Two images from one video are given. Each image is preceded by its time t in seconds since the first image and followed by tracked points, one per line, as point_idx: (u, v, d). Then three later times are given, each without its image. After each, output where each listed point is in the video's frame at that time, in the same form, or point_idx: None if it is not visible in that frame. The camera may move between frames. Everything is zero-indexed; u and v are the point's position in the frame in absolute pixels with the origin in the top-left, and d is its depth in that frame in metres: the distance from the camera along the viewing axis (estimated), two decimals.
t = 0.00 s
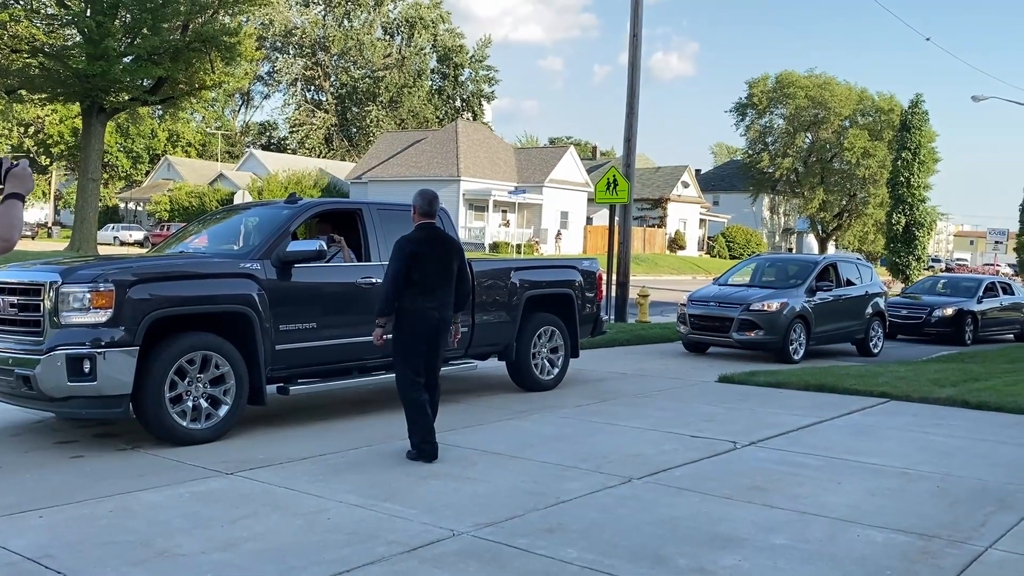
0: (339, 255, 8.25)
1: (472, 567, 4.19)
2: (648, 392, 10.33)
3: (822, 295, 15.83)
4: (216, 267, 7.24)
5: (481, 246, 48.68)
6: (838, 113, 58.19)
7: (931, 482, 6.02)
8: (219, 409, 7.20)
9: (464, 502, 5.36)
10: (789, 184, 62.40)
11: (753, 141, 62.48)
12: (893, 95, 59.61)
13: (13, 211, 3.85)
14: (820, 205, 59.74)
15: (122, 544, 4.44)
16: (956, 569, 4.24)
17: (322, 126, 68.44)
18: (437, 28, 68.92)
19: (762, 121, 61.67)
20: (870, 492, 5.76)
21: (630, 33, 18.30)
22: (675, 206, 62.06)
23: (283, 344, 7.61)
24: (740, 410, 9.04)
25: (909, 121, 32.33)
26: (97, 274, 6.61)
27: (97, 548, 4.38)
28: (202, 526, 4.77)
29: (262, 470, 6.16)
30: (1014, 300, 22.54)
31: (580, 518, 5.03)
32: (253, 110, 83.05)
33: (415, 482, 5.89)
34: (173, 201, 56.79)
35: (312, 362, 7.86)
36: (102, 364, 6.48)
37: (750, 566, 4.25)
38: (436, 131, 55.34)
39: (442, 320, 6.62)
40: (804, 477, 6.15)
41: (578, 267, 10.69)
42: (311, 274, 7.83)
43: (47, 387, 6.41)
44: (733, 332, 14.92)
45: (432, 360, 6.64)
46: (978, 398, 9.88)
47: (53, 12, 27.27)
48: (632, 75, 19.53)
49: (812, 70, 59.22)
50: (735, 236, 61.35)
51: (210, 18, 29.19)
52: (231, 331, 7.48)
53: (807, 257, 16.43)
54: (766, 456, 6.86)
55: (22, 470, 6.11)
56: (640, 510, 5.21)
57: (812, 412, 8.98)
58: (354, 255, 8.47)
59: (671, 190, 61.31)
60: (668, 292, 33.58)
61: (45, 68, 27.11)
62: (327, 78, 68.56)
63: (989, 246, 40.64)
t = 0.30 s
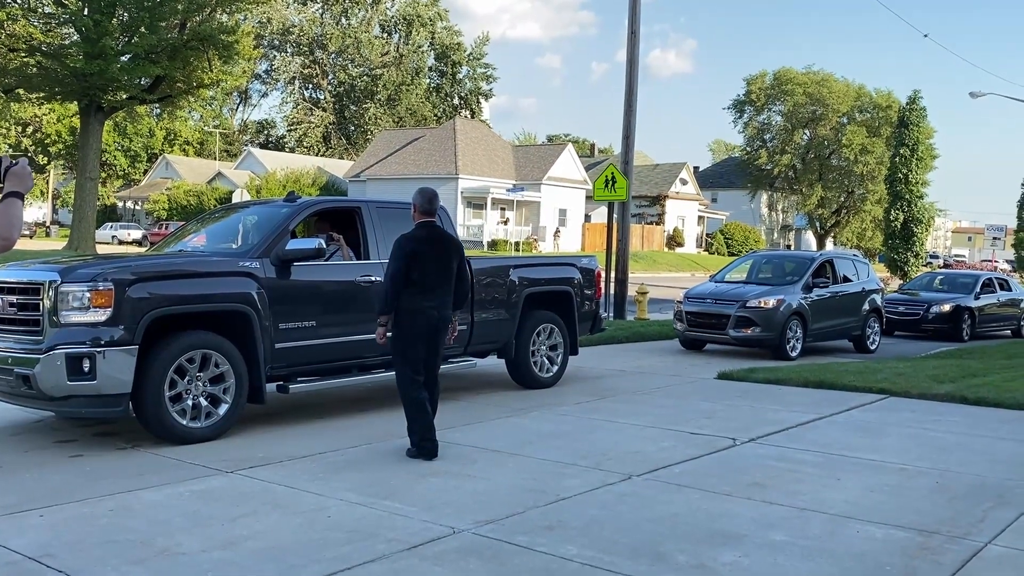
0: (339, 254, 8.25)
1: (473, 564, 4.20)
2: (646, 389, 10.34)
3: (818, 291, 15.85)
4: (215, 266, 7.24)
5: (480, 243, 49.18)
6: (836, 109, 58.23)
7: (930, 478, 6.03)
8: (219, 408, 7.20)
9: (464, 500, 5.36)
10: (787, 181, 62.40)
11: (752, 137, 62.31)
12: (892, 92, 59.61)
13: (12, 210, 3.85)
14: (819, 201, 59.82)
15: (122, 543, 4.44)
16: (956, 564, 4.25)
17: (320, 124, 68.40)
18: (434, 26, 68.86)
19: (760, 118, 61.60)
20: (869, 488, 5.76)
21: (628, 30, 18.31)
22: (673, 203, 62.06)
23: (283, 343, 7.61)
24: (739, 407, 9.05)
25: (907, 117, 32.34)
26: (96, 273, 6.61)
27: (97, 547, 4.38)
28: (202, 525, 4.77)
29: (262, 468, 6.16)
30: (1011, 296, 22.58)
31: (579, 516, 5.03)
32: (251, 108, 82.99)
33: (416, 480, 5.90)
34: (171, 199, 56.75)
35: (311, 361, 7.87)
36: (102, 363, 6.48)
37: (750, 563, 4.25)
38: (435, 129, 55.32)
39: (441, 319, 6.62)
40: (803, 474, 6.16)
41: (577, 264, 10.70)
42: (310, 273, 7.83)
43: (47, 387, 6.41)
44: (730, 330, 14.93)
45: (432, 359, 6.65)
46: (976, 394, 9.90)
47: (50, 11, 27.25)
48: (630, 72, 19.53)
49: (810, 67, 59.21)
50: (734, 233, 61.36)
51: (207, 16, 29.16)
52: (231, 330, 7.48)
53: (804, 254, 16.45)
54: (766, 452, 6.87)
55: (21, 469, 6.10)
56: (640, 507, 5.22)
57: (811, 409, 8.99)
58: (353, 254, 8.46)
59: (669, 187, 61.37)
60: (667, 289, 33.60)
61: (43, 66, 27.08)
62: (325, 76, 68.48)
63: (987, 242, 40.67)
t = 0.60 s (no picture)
0: (335, 252, 8.24)
1: (473, 560, 4.20)
2: (644, 385, 10.35)
3: (813, 286, 15.88)
4: (213, 264, 7.24)
5: (475, 240, 48.93)
6: (831, 104, 58.30)
7: (928, 472, 6.05)
8: (217, 406, 7.19)
9: (464, 497, 5.37)
10: (783, 176, 62.50)
11: (747, 133, 62.21)
12: (886, 87, 59.79)
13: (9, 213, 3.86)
14: (815, 196, 59.91)
15: (122, 542, 4.43)
16: (954, 557, 4.27)
17: (315, 122, 68.28)
18: (429, 23, 68.74)
19: (755, 113, 61.44)
20: (867, 482, 5.78)
21: (623, 26, 18.31)
22: (669, 199, 62.09)
23: (280, 341, 7.61)
24: (736, 402, 9.07)
25: (903, 111, 32.35)
26: (93, 272, 6.61)
27: (97, 546, 4.38)
28: (201, 523, 4.78)
29: (260, 466, 6.16)
30: (1006, 290, 22.63)
31: (578, 511, 5.04)
32: (246, 106, 82.92)
33: (414, 477, 5.90)
34: (166, 198, 56.67)
35: (309, 359, 7.86)
36: (99, 362, 6.48)
37: (750, 557, 4.27)
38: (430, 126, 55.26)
39: (439, 317, 6.62)
40: (802, 468, 6.17)
41: (574, 261, 10.70)
42: (307, 270, 7.82)
43: (44, 386, 6.41)
44: (724, 325, 14.95)
45: (429, 355, 6.64)
46: (973, 388, 9.93)
47: (44, 10, 27.15)
48: (626, 68, 19.53)
49: (804, 62, 59.20)
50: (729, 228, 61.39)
51: (201, 15, 29.10)
52: (228, 328, 7.47)
53: (798, 249, 16.47)
54: (765, 447, 6.88)
55: (19, 469, 6.08)
56: (638, 502, 5.23)
57: (808, 403, 9.01)
58: (349, 252, 8.45)
59: (665, 183, 61.45)
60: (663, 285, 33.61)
61: (36, 65, 26.97)
62: (320, 74, 68.28)
63: (982, 236, 40.73)
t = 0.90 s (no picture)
0: (330, 250, 8.25)
1: (475, 557, 4.22)
2: (639, 380, 10.39)
3: (804, 280, 15.95)
4: (209, 263, 7.24)
5: (469, 237, 47.72)
6: (821, 98, 58.47)
7: (924, 464, 6.08)
8: (214, 405, 7.19)
9: (464, 493, 5.38)
10: (773, 170, 62.68)
11: (737, 127, 62.35)
12: (875, 81, 60.01)
13: None
14: (805, 189, 60.06)
15: (123, 542, 4.43)
16: (952, 548, 4.30)
17: (306, 120, 68.17)
18: (419, 20, 68.62)
19: (745, 108, 61.59)
20: (864, 475, 5.81)
21: (614, 22, 18.33)
22: (660, 194, 62.20)
23: (277, 340, 7.61)
24: (732, 396, 9.10)
25: (893, 105, 32.47)
26: (89, 272, 6.60)
27: (98, 546, 4.38)
28: (202, 522, 4.78)
29: (260, 465, 6.16)
30: (996, 282, 22.76)
31: (578, 506, 5.06)
32: (236, 104, 82.74)
33: (413, 474, 5.92)
34: (156, 197, 56.49)
35: (305, 357, 7.86)
36: (96, 362, 6.47)
37: (750, 550, 4.29)
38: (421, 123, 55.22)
39: (437, 314, 6.67)
40: (799, 462, 6.21)
41: (568, 257, 10.73)
42: (303, 269, 7.82)
43: (41, 387, 6.40)
44: (715, 320, 15.01)
45: (427, 352, 6.69)
46: (966, 380, 9.99)
47: (32, 9, 26.99)
48: (617, 64, 19.56)
49: (794, 56, 59.33)
50: (721, 223, 61.51)
51: (191, 13, 29.01)
52: (225, 327, 7.47)
53: (789, 243, 16.53)
54: (761, 441, 6.91)
55: (16, 470, 6.08)
56: (637, 497, 5.25)
57: (803, 396, 9.05)
58: (345, 249, 8.46)
59: (656, 178, 61.56)
60: (656, 280, 33.66)
61: (25, 65, 26.83)
62: (310, 71, 68.23)
63: (972, 229, 40.90)
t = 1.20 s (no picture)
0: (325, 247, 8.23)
1: (480, 551, 4.23)
2: (634, 374, 10.42)
3: (793, 273, 16.01)
4: (203, 261, 7.21)
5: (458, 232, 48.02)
6: (807, 92, 58.68)
7: (922, 454, 6.12)
8: (211, 403, 7.16)
9: (466, 488, 5.39)
10: (761, 164, 62.85)
11: (725, 122, 62.46)
12: (861, 74, 60.28)
13: None
14: (793, 183, 60.27)
15: (126, 541, 4.41)
16: (953, 537, 4.34)
17: (292, 117, 67.91)
18: (405, 16, 68.42)
19: (733, 102, 61.67)
20: (863, 466, 5.85)
21: (603, 17, 18.34)
22: (649, 189, 62.30)
23: (273, 338, 7.59)
24: (727, 389, 9.14)
25: (881, 99, 32.58)
26: (84, 271, 6.56)
27: (101, 545, 4.36)
28: (204, 520, 4.76)
29: (259, 463, 6.15)
30: (983, 274, 22.91)
31: (581, 500, 5.07)
32: (221, 102, 82.36)
33: (413, 469, 5.92)
34: (142, 196, 56.15)
35: (301, 355, 7.84)
36: (93, 362, 6.44)
37: (753, 542, 4.32)
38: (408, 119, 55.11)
39: (435, 310, 6.69)
40: (797, 453, 6.24)
41: (563, 252, 10.73)
42: (298, 266, 7.81)
43: (38, 387, 6.36)
44: (704, 314, 15.06)
45: (425, 349, 6.71)
46: (959, 371, 10.06)
47: (16, 7, 26.79)
48: (607, 59, 19.56)
49: (781, 50, 59.48)
50: (709, 218, 61.64)
51: (177, 10, 28.86)
52: (221, 326, 7.44)
53: (777, 237, 16.59)
54: (759, 433, 6.94)
55: (14, 470, 6.05)
56: (639, 490, 5.26)
57: (799, 389, 9.10)
58: (340, 246, 8.44)
59: (645, 173, 61.64)
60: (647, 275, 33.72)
61: (10, 63, 26.62)
62: (297, 68, 68.04)
63: (958, 221, 41.14)
